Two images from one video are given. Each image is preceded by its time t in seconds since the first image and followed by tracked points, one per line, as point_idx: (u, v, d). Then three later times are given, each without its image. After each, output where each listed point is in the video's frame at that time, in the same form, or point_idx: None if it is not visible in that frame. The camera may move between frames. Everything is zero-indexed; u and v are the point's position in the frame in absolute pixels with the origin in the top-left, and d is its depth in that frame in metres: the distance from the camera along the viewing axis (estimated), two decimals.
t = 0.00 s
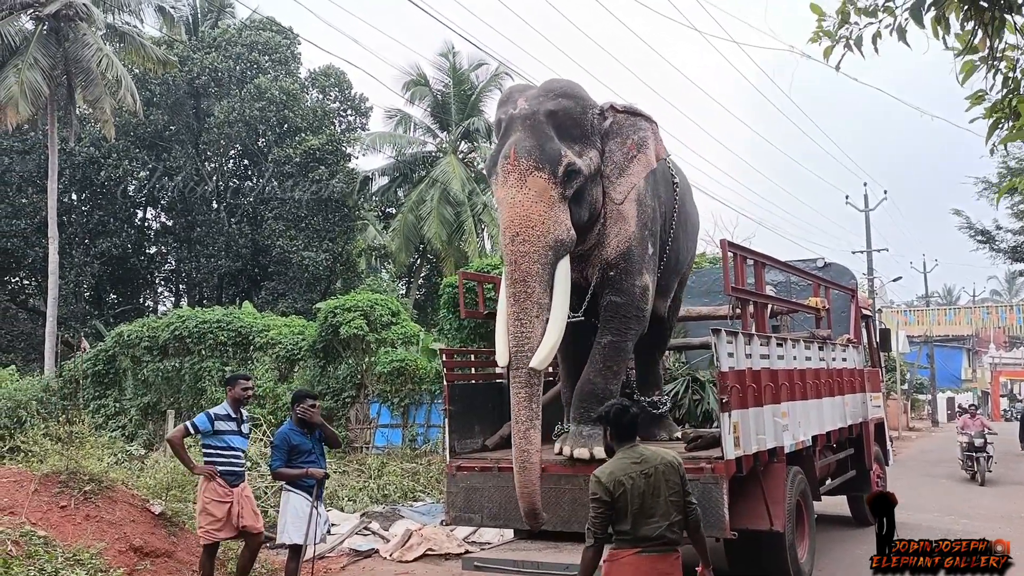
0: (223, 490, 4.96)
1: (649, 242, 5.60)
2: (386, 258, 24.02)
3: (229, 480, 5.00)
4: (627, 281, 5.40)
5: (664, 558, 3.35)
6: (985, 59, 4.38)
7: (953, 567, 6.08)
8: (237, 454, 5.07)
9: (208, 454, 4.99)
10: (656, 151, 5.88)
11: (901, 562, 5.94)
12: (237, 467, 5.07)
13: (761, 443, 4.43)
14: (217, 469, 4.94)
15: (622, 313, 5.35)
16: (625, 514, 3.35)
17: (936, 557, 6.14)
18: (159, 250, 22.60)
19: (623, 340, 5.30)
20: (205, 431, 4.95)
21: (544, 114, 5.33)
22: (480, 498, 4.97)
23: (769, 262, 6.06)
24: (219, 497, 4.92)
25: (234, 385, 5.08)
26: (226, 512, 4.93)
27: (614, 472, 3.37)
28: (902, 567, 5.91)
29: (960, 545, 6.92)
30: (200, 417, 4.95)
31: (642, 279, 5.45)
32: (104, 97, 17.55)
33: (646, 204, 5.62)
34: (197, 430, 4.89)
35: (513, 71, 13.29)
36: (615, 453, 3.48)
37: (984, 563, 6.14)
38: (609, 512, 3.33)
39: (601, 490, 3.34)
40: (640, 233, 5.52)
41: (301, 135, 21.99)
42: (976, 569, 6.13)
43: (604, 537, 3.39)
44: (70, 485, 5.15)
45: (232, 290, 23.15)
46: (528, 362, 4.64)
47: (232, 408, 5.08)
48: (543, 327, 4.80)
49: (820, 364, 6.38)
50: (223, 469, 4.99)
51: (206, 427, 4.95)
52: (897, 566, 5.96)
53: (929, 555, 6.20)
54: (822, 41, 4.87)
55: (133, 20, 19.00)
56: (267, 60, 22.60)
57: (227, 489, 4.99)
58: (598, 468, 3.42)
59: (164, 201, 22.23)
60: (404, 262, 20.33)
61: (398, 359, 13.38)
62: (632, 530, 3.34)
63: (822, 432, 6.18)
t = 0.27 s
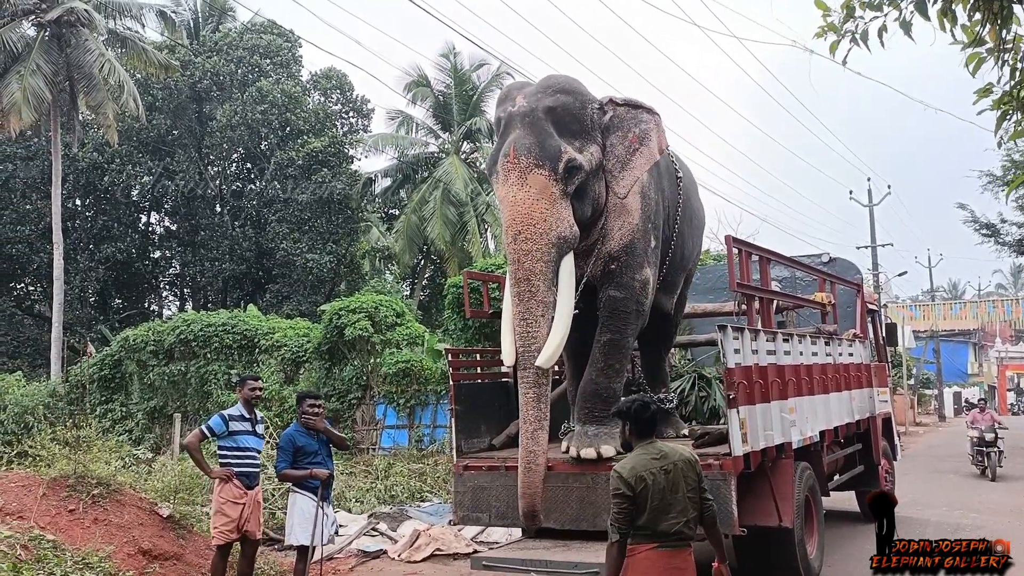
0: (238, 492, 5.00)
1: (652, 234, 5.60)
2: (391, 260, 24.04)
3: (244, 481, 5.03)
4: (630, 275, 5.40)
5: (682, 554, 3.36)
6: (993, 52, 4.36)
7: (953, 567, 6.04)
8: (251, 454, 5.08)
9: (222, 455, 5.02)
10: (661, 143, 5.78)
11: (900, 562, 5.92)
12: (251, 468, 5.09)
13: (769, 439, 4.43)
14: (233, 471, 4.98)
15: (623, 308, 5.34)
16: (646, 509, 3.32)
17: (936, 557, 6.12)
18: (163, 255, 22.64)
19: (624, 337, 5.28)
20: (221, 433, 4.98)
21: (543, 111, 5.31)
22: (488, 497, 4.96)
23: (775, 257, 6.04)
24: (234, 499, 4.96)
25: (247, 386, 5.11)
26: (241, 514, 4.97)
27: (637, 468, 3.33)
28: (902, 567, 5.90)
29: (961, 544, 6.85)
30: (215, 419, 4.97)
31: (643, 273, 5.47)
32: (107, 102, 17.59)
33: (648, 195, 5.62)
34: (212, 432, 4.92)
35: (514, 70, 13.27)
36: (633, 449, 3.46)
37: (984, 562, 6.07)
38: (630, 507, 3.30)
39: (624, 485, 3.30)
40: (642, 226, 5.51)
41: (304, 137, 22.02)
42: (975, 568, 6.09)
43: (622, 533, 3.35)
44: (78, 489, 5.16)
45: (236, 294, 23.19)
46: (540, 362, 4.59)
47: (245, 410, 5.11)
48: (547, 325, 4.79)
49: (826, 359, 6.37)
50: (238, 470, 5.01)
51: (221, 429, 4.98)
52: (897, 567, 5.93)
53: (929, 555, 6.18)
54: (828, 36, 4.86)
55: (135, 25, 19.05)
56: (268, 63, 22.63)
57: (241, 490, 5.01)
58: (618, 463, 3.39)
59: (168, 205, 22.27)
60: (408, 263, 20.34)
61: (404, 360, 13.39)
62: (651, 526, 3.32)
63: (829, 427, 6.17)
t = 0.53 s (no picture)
0: (252, 491, 5.05)
1: (655, 229, 5.62)
2: (392, 261, 24.08)
3: (258, 481, 5.08)
4: (631, 272, 5.41)
5: (704, 546, 3.44)
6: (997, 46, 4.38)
7: (953, 567, 6.04)
8: (265, 454, 5.15)
9: (237, 455, 5.09)
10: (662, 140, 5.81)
11: (900, 562, 5.96)
12: (265, 469, 5.14)
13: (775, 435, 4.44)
14: (246, 471, 5.03)
15: (624, 305, 5.35)
16: (674, 500, 3.38)
17: (936, 557, 6.12)
18: (164, 258, 22.67)
19: (626, 334, 5.27)
20: (235, 433, 5.06)
21: (544, 108, 5.28)
22: (495, 496, 4.97)
23: (778, 253, 6.05)
24: (248, 499, 5.00)
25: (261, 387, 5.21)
26: (255, 513, 5.01)
27: (662, 459, 3.40)
28: (902, 567, 5.93)
29: (961, 544, 6.82)
30: (230, 419, 5.06)
31: (645, 269, 5.48)
32: (108, 106, 17.62)
33: (651, 191, 5.63)
34: (227, 432, 5.00)
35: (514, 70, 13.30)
36: (656, 442, 3.53)
37: (984, 563, 6.09)
38: (658, 498, 3.35)
39: (653, 475, 3.36)
40: (643, 221, 5.52)
41: (304, 139, 22.06)
42: (976, 569, 6.06)
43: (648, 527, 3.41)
44: (87, 491, 5.18)
45: (238, 296, 23.22)
46: (536, 360, 4.60)
47: (259, 410, 5.19)
48: (549, 323, 4.78)
49: (830, 355, 6.38)
50: (252, 470, 5.07)
51: (236, 429, 5.06)
52: (897, 566, 5.98)
53: (929, 555, 6.19)
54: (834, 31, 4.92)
55: (134, 29, 19.08)
56: (267, 65, 22.67)
57: (255, 489, 5.07)
58: (644, 454, 3.44)
59: (168, 208, 22.30)
60: (410, 263, 20.36)
61: (407, 361, 13.40)
62: (678, 518, 3.39)
63: (834, 423, 6.19)
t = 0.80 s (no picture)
0: (265, 491, 5.09)
1: (663, 228, 5.64)
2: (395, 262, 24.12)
3: (271, 480, 5.11)
4: (638, 272, 5.42)
5: (730, 544, 3.58)
6: (1011, 46, 4.40)
7: (953, 567, 6.00)
8: (277, 454, 5.18)
9: (251, 455, 5.12)
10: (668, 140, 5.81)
11: (900, 561, 5.95)
12: (279, 468, 5.18)
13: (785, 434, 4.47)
14: (260, 470, 5.06)
15: (631, 304, 5.36)
16: (704, 497, 3.50)
17: (936, 557, 6.12)
18: (168, 260, 22.70)
19: (633, 334, 5.29)
20: (248, 433, 5.08)
21: (552, 108, 5.31)
22: (507, 495, 5.00)
23: (786, 253, 6.08)
24: (261, 498, 5.04)
25: (273, 387, 5.22)
26: (269, 512, 5.06)
27: (695, 455, 3.52)
28: (902, 567, 5.93)
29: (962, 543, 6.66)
30: (243, 420, 5.07)
31: (652, 268, 5.49)
32: (111, 109, 17.68)
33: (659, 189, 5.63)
34: (240, 432, 5.01)
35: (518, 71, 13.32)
36: (686, 439, 3.66)
37: (984, 562, 5.99)
38: (690, 493, 3.47)
39: (687, 470, 3.47)
40: (651, 220, 5.52)
41: (307, 141, 22.10)
42: (976, 569, 5.98)
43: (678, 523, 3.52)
44: (100, 491, 5.22)
45: (241, 298, 23.26)
46: (547, 360, 4.55)
47: (272, 409, 5.22)
48: (556, 323, 4.75)
49: (837, 354, 6.41)
50: (265, 470, 5.10)
51: (249, 429, 5.07)
52: (897, 566, 5.97)
53: (929, 555, 6.19)
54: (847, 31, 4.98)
55: (138, 32, 19.12)
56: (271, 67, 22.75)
57: (269, 489, 5.10)
58: (676, 450, 3.55)
59: (171, 210, 22.34)
60: (413, 265, 20.39)
61: (413, 362, 13.44)
62: (708, 514, 3.50)
63: (841, 422, 6.21)
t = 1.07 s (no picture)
0: (272, 487, 5.10)
1: (669, 224, 5.70)
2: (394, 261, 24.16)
3: (278, 476, 5.12)
4: (641, 269, 5.46)
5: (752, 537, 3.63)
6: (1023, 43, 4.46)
7: (953, 567, 5.85)
8: (284, 450, 5.20)
9: (258, 451, 5.14)
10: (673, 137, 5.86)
11: (901, 562, 5.76)
12: (286, 464, 5.19)
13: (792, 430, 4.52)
14: (267, 466, 5.08)
15: (636, 301, 5.40)
16: (728, 487, 3.54)
17: (937, 557, 5.94)
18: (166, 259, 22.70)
19: (639, 331, 5.33)
20: (253, 430, 5.09)
21: (557, 104, 5.30)
22: (514, 490, 5.04)
23: (790, 250, 6.14)
24: (268, 494, 5.05)
25: (278, 384, 5.23)
26: (276, 508, 5.06)
27: (720, 447, 3.57)
28: (903, 568, 5.73)
29: (961, 545, 6.46)
30: (247, 417, 5.08)
31: (656, 265, 5.53)
32: (111, 107, 17.68)
33: (665, 185, 5.67)
34: (245, 430, 5.03)
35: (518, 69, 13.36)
36: (707, 432, 3.71)
37: (984, 563, 5.79)
38: (715, 484, 3.52)
39: (712, 461, 3.52)
40: (655, 217, 5.56)
41: (306, 139, 22.11)
42: (975, 569, 5.82)
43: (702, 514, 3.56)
44: (109, 488, 5.25)
45: (240, 296, 23.26)
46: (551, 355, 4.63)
47: (278, 406, 5.23)
48: (563, 319, 4.77)
49: (840, 350, 6.47)
50: (272, 466, 5.12)
51: (254, 426, 5.09)
52: (897, 567, 5.77)
53: (930, 556, 6.02)
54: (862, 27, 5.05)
55: (137, 29, 19.11)
56: (270, 65, 22.79)
57: (276, 484, 5.12)
58: (699, 442, 3.60)
59: (169, 208, 22.31)
60: (412, 263, 20.41)
61: (414, 360, 13.47)
62: (732, 504, 3.55)
63: (843, 418, 6.27)
